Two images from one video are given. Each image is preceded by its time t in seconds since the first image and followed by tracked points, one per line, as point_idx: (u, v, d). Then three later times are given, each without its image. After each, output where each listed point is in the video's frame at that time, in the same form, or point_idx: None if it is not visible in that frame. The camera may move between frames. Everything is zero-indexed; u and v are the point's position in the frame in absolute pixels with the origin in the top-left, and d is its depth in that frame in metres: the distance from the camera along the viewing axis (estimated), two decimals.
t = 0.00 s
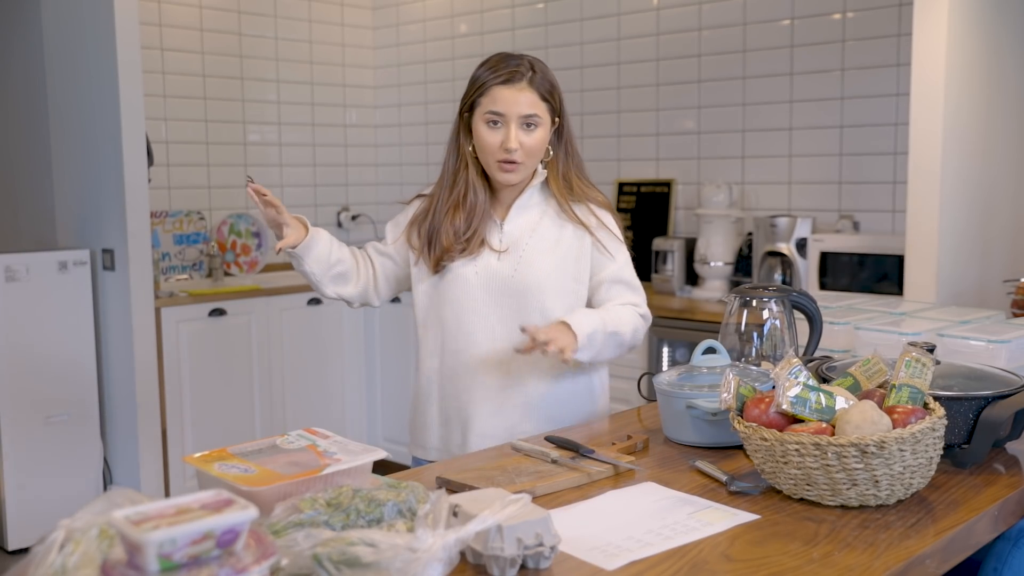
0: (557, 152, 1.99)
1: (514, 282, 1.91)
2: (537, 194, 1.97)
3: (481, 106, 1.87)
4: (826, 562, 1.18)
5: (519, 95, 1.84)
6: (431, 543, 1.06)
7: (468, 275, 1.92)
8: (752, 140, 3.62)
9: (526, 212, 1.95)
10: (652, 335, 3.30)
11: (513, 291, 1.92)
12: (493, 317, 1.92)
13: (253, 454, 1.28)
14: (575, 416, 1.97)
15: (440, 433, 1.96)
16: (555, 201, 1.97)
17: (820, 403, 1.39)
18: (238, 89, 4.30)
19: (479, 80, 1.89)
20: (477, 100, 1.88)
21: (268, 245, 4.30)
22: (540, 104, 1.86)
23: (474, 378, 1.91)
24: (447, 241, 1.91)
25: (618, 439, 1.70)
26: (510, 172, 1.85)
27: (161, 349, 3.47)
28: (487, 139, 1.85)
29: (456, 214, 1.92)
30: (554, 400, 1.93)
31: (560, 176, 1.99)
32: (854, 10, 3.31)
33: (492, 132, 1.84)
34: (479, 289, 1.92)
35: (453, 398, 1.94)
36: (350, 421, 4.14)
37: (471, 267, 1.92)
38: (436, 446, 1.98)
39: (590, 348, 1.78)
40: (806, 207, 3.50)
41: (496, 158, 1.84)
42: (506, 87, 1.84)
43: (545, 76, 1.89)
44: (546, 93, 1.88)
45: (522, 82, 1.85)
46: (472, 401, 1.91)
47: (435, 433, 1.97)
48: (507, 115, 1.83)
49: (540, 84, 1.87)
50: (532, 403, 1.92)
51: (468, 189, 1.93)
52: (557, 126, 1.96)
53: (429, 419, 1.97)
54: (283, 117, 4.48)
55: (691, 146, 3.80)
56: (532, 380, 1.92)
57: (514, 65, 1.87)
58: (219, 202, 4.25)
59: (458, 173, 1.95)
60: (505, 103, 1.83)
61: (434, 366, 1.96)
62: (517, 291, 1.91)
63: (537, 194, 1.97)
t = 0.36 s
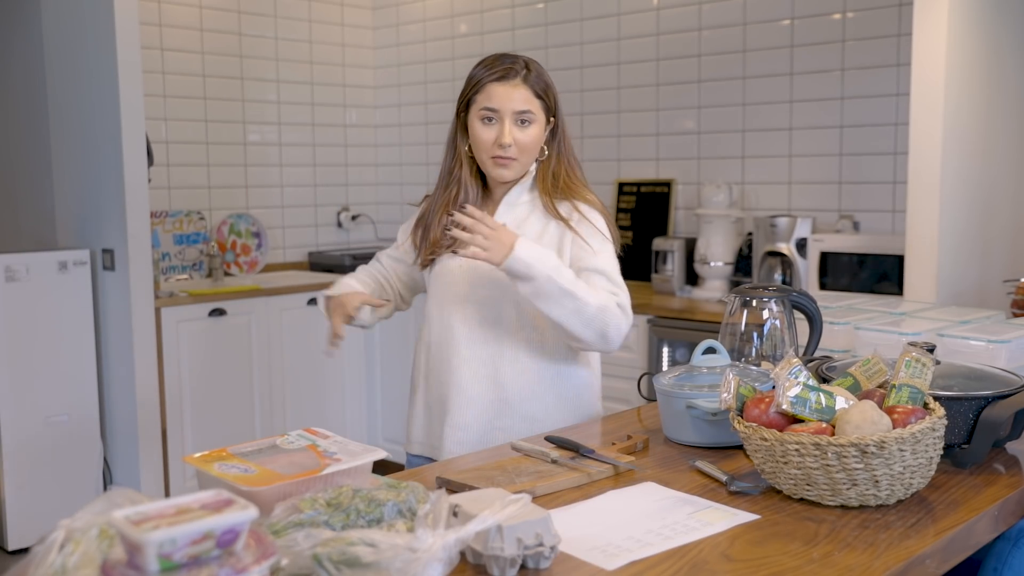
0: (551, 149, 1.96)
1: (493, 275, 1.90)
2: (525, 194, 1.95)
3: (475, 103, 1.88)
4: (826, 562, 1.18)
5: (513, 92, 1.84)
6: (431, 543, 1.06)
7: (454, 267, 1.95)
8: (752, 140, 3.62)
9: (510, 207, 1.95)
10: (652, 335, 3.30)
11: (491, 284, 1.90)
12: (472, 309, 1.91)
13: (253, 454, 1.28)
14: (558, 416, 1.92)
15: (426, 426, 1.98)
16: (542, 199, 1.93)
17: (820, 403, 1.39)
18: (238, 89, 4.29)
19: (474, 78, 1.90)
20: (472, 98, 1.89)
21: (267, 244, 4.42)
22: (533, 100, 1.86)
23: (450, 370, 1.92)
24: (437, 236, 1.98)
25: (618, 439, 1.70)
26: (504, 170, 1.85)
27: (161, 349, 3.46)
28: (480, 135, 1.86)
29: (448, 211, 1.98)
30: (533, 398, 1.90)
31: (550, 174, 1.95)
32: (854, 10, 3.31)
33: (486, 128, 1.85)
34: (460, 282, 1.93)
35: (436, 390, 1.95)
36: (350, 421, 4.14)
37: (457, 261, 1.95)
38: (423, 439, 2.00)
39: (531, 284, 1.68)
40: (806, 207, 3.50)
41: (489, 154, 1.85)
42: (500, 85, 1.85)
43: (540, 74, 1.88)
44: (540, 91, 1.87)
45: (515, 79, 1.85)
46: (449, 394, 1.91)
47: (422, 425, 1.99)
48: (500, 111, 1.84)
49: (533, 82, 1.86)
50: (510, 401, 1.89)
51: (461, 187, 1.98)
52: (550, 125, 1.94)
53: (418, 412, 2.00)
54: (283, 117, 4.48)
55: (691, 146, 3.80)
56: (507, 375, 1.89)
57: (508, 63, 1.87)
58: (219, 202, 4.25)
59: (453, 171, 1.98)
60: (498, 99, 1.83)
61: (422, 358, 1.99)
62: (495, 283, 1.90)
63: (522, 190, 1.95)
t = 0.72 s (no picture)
0: (545, 152, 1.96)
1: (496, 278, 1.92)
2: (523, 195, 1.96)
3: (472, 107, 1.88)
4: (826, 562, 1.18)
5: (510, 94, 1.84)
6: (431, 543, 1.06)
7: (455, 269, 1.95)
8: (752, 140, 3.62)
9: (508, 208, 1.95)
10: (652, 335, 3.30)
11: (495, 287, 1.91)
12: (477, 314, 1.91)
13: (253, 454, 1.28)
14: (560, 417, 1.93)
15: (425, 431, 1.96)
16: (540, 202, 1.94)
17: (820, 403, 1.39)
18: (238, 89, 4.29)
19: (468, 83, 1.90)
20: (468, 101, 1.89)
21: (267, 244, 4.42)
22: (530, 103, 1.86)
23: (458, 373, 1.92)
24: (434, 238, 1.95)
25: (618, 439, 1.70)
26: (501, 170, 1.86)
27: (161, 349, 3.46)
28: (476, 137, 1.86)
29: (444, 214, 1.96)
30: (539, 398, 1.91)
31: (546, 176, 1.96)
32: (854, 10, 3.31)
33: (482, 131, 1.85)
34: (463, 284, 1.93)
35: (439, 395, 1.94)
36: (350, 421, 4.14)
37: (458, 262, 1.94)
38: (420, 444, 1.98)
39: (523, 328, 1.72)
40: (806, 207, 3.50)
41: (486, 156, 1.86)
42: (496, 88, 1.85)
43: (534, 78, 1.89)
44: (535, 94, 1.88)
45: (512, 83, 1.86)
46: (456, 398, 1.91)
47: (420, 431, 1.97)
48: (498, 114, 1.84)
49: (529, 86, 1.87)
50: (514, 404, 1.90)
51: (457, 189, 1.96)
52: (544, 128, 1.95)
53: (416, 416, 1.98)
54: (283, 117, 4.48)
55: (691, 146, 3.80)
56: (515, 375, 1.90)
57: (504, 67, 1.87)
58: (219, 202, 4.25)
59: (449, 174, 1.97)
60: (495, 102, 1.84)
61: (422, 363, 1.97)
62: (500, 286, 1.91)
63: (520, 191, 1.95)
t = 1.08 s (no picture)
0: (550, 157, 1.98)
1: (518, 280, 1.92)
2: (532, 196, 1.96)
3: (483, 112, 1.86)
4: (826, 562, 1.18)
5: (523, 101, 1.84)
6: (431, 543, 1.06)
7: (473, 274, 1.92)
8: (752, 140, 3.62)
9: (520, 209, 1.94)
10: (652, 335, 3.30)
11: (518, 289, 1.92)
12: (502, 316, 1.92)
13: (252, 454, 1.28)
14: (578, 411, 1.97)
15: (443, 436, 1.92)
16: (548, 204, 1.96)
17: (820, 403, 1.39)
18: (238, 89, 4.29)
19: (478, 88, 1.89)
20: (480, 105, 1.87)
21: (267, 244, 4.42)
22: (542, 109, 1.86)
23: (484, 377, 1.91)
24: (450, 240, 1.91)
25: (618, 439, 1.70)
26: (512, 176, 1.86)
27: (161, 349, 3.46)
28: (489, 143, 1.85)
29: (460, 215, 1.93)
30: (563, 393, 1.94)
31: (553, 180, 1.99)
32: (854, 10, 3.31)
33: (496, 136, 1.84)
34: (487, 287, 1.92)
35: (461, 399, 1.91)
36: (350, 421, 4.14)
37: (474, 266, 1.92)
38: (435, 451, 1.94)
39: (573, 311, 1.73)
40: (806, 207, 3.50)
41: (500, 162, 1.84)
42: (509, 94, 1.84)
43: (544, 82, 1.89)
44: (545, 98, 1.88)
45: (524, 89, 1.85)
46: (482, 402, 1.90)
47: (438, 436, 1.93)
48: (512, 121, 1.83)
49: (540, 91, 1.87)
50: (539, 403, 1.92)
51: (468, 191, 1.94)
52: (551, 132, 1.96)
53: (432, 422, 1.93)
54: (283, 117, 4.47)
55: (691, 146, 3.80)
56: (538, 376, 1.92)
57: (513, 73, 1.86)
58: (219, 202, 4.25)
59: (458, 177, 1.95)
60: (508, 108, 1.83)
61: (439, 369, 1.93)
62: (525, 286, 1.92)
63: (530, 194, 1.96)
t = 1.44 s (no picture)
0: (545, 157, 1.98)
1: (510, 288, 1.91)
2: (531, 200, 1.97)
3: (476, 107, 1.85)
4: (826, 562, 1.18)
5: (516, 95, 1.83)
6: (431, 543, 1.05)
7: (464, 280, 1.91)
8: (752, 140, 3.62)
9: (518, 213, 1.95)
10: (652, 335, 3.30)
11: (511, 298, 1.91)
12: (494, 324, 1.91)
13: (253, 454, 1.28)
14: (574, 417, 1.96)
15: (434, 441, 1.93)
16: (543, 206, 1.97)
17: (820, 403, 1.39)
18: (238, 89, 4.29)
19: (469, 83, 1.88)
20: (473, 101, 1.86)
21: (267, 244, 4.42)
22: (535, 105, 1.85)
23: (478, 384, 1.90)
24: (442, 241, 1.89)
25: (618, 439, 1.70)
26: (504, 172, 1.83)
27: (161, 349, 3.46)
28: (481, 138, 1.83)
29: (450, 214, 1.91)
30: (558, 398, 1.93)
31: (549, 179, 1.98)
32: (855, 10, 3.31)
33: (488, 130, 1.82)
34: (478, 294, 1.91)
35: (453, 406, 1.92)
36: (350, 421, 4.14)
37: (466, 272, 1.91)
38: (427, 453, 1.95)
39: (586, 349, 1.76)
40: (806, 207, 3.50)
41: (491, 157, 1.82)
42: (504, 89, 1.84)
43: (536, 80, 1.89)
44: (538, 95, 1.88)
45: (518, 85, 1.85)
46: (475, 408, 1.90)
47: (429, 441, 1.94)
48: (505, 115, 1.82)
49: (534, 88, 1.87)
50: (534, 409, 1.91)
51: (459, 190, 1.92)
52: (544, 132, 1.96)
53: (424, 425, 1.94)
54: (283, 116, 4.47)
55: (691, 146, 3.80)
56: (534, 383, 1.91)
57: (507, 68, 1.86)
58: (219, 202, 4.25)
59: (448, 175, 1.93)
60: (502, 103, 1.82)
61: (430, 376, 1.93)
62: (518, 295, 1.91)
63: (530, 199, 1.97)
